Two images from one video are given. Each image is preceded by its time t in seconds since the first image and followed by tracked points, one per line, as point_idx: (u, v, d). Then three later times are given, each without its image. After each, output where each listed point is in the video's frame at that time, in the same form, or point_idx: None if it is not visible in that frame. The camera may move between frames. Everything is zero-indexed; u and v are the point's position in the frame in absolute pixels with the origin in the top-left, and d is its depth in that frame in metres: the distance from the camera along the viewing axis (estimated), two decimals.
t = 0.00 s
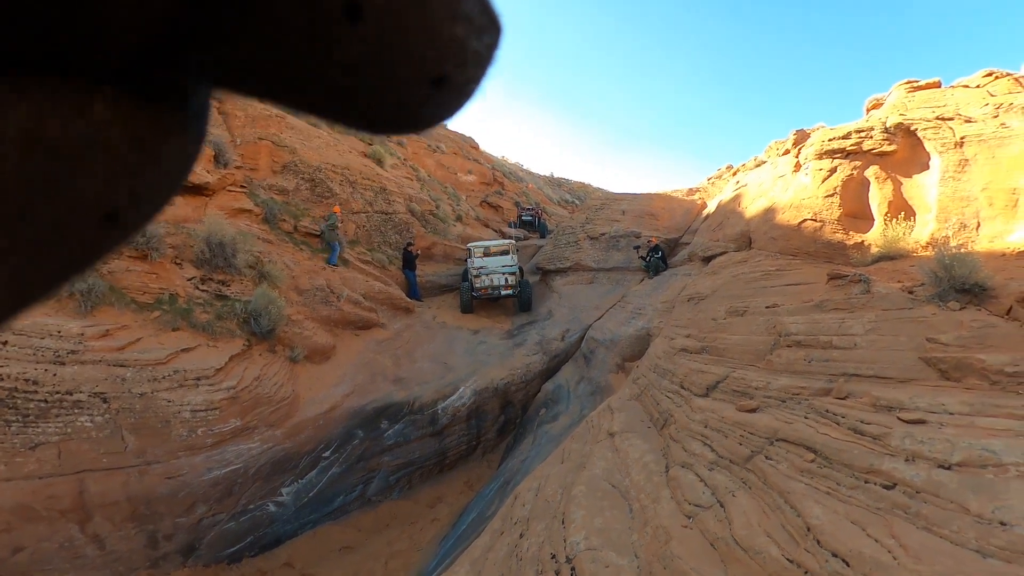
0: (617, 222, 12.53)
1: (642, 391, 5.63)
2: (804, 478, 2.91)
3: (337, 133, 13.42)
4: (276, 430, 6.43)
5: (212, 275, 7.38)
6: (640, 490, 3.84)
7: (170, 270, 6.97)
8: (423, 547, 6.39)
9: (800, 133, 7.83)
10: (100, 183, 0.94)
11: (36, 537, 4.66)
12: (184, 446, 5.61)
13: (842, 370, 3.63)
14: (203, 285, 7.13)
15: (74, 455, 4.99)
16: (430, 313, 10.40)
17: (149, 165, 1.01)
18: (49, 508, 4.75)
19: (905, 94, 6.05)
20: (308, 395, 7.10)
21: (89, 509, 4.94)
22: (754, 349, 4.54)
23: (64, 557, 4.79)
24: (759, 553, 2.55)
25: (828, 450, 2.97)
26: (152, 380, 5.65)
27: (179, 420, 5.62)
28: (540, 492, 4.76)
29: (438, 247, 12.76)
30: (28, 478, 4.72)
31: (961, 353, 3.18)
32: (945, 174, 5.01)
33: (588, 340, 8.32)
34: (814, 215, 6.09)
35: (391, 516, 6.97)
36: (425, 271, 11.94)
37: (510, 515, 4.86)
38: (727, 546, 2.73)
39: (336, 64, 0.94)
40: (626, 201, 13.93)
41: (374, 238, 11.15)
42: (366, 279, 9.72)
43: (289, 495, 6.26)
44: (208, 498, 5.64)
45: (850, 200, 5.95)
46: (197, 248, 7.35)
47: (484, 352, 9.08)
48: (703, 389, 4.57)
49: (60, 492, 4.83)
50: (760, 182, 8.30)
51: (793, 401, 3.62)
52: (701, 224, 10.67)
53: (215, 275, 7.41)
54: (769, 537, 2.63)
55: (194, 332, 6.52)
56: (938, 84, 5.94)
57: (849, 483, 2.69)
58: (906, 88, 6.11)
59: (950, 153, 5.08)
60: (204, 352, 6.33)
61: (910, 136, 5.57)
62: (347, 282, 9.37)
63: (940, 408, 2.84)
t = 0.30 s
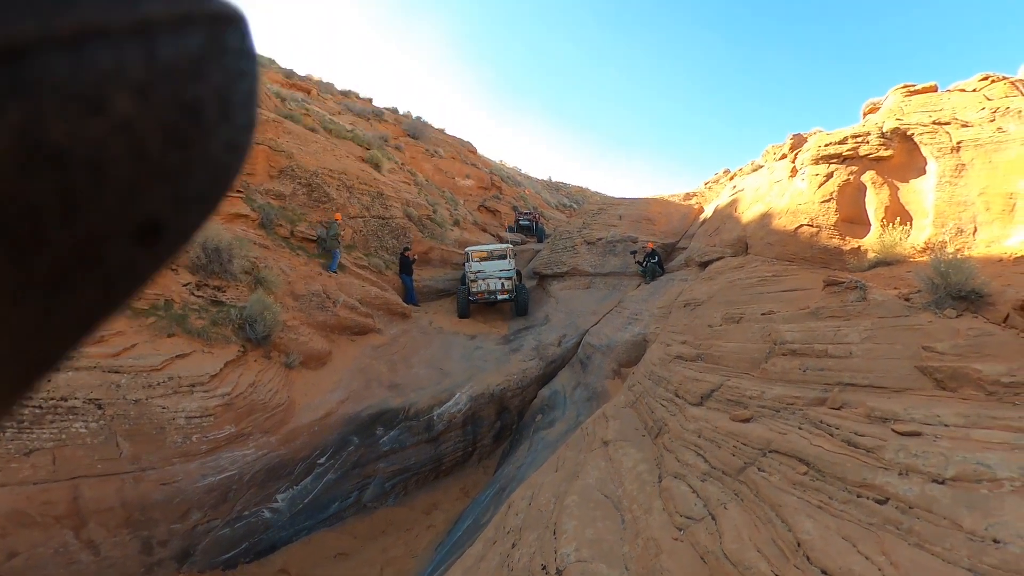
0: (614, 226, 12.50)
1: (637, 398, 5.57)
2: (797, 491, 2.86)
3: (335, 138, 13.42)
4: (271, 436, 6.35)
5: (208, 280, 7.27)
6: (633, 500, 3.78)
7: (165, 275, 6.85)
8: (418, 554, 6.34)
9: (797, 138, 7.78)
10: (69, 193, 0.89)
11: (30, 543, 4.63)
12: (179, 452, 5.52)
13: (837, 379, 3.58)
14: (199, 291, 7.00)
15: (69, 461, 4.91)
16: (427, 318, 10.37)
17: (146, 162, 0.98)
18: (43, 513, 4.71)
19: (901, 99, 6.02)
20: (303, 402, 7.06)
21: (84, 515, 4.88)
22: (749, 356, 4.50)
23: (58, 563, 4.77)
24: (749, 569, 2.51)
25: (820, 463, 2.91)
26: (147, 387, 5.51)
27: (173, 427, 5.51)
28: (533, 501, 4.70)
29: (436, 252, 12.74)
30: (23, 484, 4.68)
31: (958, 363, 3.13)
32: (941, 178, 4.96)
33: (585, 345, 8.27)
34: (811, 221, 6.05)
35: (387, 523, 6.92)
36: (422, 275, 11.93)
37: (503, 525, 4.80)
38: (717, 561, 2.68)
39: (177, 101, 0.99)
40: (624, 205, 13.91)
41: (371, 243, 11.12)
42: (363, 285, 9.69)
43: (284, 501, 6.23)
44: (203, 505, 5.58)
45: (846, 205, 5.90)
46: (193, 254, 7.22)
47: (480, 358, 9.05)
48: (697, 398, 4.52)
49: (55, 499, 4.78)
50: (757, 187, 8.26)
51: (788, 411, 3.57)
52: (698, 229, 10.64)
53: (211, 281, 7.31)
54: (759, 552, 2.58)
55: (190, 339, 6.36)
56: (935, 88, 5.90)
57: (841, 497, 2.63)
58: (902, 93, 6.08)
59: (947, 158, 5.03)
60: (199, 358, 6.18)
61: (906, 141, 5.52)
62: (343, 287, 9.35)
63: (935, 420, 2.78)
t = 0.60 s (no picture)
0: (612, 228, 12.49)
1: (635, 400, 5.54)
2: (797, 496, 2.83)
3: (332, 139, 13.38)
4: (268, 439, 6.25)
5: (204, 283, 7.20)
6: (632, 504, 3.75)
7: (161, 277, 6.78)
8: (416, 557, 6.37)
9: (795, 138, 7.76)
10: None
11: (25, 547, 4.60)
12: (175, 456, 5.41)
13: (837, 381, 3.54)
14: (195, 293, 6.95)
15: (64, 464, 4.84)
16: (425, 320, 10.34)
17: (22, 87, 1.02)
18: (38, 518, 4.66)
19: (898, 98, 6.00)
20: (300, 404, 6.95)
21: (79, 519, 4.84)
22: (748, 358, 4.47)
23: (55, 567, 4.79)
24: None
25: (821, 466, 2.88)
26: (142, 390, 5.41)
27: (168, 430, 5.39)
28: (531, 505, 4.67)
29: (433, 254, 12.71)
30: (17, 488, 4.61)
31: (959, 364, 3.10)
32: (940, 178, 4.94)
33: (582, 347, 8.23)
34: (809, 221, 6.03)
35: (384, 527, 6.89)
36: (419, 277, 11.90)
37: (500, 529, 4.76)
38: (716, 567, 2.65)
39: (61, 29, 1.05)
40: (621, 206, 13.91)
41: (369, 245, 11.09)
42: (360, 287, 9.66)
43: (281, 505, 6.19)
44: (199, 509, 5.52)
45: (844, 206, 5.87)
46: (189, 256, 7.16)
47: (478, 360, 9.01)
48: (696, 400, 4.48)
49: (50, 503, 4.72)
50: (754, 187, 8.25)
51: (787, 414, 3.54)
52: (696, 230, 10.64)
53: (207, 283, 7.24)
54: (758, 558, 2.55)
55: (186, 341, 6.30)
56: (932, 87, 5.89)
57: (842, 502, 2.60)
58: (900, 92, 6.06)
59: (945, 158, 5.01)
60: (195, 361, 6.09)
61: (904, 141, 5.51)
62: (340, 289, 9.32)
63: (937, 422, 2.75)
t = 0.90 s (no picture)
0: (609, 230, 12.49)
1: (632, 403, 5.54)
2: (795, 502, 2.83)
3: (330, 138, 13.34)
4: (262, 439, 6.21)
5: (200, 281, 7.15)
6: (629, 509, 3.74)
7: (156, 274, 6.72)
8: (411, 559, 6.35)
9: (793, 143, 7.79)
10: None
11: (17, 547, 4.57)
12: (168, 455, 5.37)
13: (835, 387, 3.55)
14: (190, 291, 6.89)
15: (57, 463, 4.79)
16: (421, 320, 10.31)
17: None
18: (30, 517, 4.61)
19: (896, 105, 6.03)
20: (295, 404, 6.91)
21: (71, 518, 4.79)
22: (745, 362, 4.48)
23: (46, 567, 4.73)
24: None
25: (819, 473, 2.89)
26: (137, 389, 5.36)
27: (162, 429, 5.34)
28: (527, 508, 4.66)
29: (430, 253, 12.68)
30: (8, 487, 4.55)
31: (956, 371, 3.10)
32: (938, 185, 4.96)
33: (579, 349, 8.22)
34: (807, 226, 6.04)
35: (379, 528, 6.87)
36: (416, 277, 11.87)
37: (496, 532, 4.74)
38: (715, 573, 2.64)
39: None
40: (619, 209, 13.92)
41: (366, 244, 11.05)
42: (357, 286, 9.63)
43: (275, 505, 6.17)
44: (193, 509, 5.48)
45: (842, 211, 5.89)
46: (186, 253, 7.10)
47: (475, 361, 9.00)
48: (693, 404, 4.49)
49: (42, 502, 4.67)
50: (753, 192, 8.28)
51: (785, 419, 3.54)
52: (693, 233, 10.66)
53: (203, 281, 7.19)
54: (756, 564, 2.55)
55: (180, 340, 6.25)
56: (931, 95, 5.93)
57: (840, 509, 2.60)
58: (899, 99, 6.08)
59: (943, 165, 5.04)
60: (190, 360, 6.04)
61: (903, 148, 5.54)
62: (337, 288, 9.28)
63: (934, 430, 2.75)
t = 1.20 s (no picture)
0: (604, 229, 12.52)
1: (622, 402, 5.57)
2: (782, 506, 2.87)
3: (327, 126, 13.21)
4: (249, 428, 6.17)
5: (190, 266, 7.05)
6: (616, 508, 3.77)
7: (147, 259, 6.62)
8: (396, 553, 6.36)
9: (790, 150, 7.85)
10: None
11: None
12: (154, 442, 5.31)
13: (824, 394, 3.59)
14: (181, 276, 6.80)
15: (41, 448, 4.72)
16: (413, 312, 10.28)
17: None
18: (12, 503, 4.55)
19: (894, 117, 6.10)
20: (284, 393, 6.87)
21: (55, 504, 4.74)
22: (736, 365, 4.52)
23: (28, 553, 4.67)
24: None
25: (806, 478, 2.92)
26: (124, 374, 5.30)
27: (149, 416, 5.29)
28: (514, 505, 4.67)
29: (424, 246, 12.62)
30: None
31: (944, 382, 3.16)
32: (932, 199, 5.04)
33: (570, 346, 8.24)
34: (801, 233, 6.10)
35: (365, 520, 6.86)
36: (409, 270, 11.82)
37: (482, 527, 4.75)
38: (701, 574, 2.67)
39: None
40: (614, 208, 13.94)
41: (360, 235, 10.98)
42: (350, 277, 9.57)
43: (262, 495, 6.13)
44: (178, 497, 5.44)
45: (836, 220, 5.95)
46: (177, 238, 7.00)
47: (465, 355, 8.99)
48: (683, 405, 4.52)
49: (25, 487, 4.61)
50: (748, 196, 8.33)
51: (773, 423, 3.58)
52: (687, 235, 10.71)
53: (194, 267, 7.09)
54: (743, 567, 2.58)
55: (170, 326, 6.18)
56: (928, 108, 6.00)
57: (826, 514, 2.64)
58: (896, 111, 6.15)
59: (938, 179, 5.11)
60: (178, 346, 5.97)
61: (899, 160, 5.61)
62: (330, 278, 9.22)
63: (921, 439, 2.80)
